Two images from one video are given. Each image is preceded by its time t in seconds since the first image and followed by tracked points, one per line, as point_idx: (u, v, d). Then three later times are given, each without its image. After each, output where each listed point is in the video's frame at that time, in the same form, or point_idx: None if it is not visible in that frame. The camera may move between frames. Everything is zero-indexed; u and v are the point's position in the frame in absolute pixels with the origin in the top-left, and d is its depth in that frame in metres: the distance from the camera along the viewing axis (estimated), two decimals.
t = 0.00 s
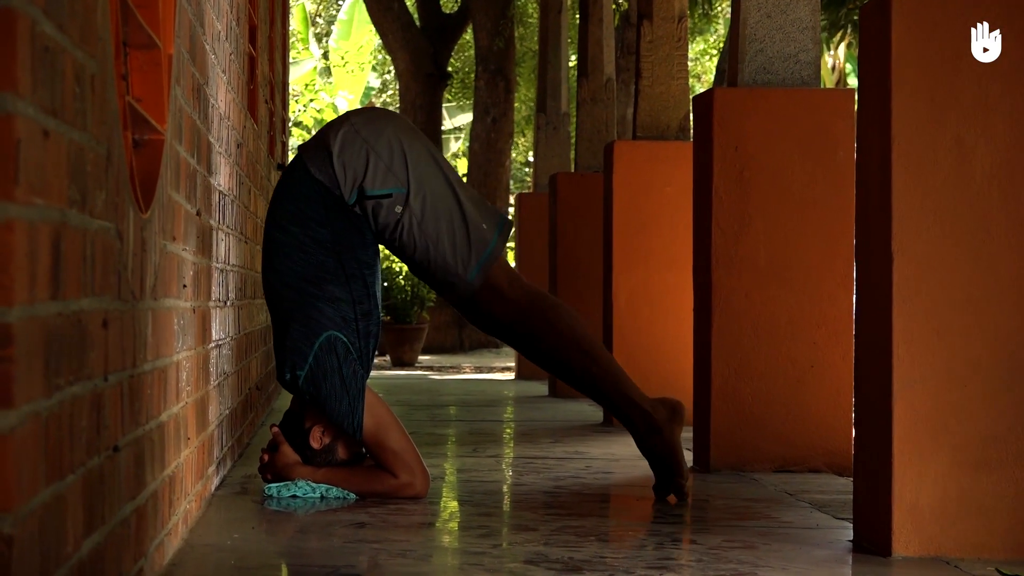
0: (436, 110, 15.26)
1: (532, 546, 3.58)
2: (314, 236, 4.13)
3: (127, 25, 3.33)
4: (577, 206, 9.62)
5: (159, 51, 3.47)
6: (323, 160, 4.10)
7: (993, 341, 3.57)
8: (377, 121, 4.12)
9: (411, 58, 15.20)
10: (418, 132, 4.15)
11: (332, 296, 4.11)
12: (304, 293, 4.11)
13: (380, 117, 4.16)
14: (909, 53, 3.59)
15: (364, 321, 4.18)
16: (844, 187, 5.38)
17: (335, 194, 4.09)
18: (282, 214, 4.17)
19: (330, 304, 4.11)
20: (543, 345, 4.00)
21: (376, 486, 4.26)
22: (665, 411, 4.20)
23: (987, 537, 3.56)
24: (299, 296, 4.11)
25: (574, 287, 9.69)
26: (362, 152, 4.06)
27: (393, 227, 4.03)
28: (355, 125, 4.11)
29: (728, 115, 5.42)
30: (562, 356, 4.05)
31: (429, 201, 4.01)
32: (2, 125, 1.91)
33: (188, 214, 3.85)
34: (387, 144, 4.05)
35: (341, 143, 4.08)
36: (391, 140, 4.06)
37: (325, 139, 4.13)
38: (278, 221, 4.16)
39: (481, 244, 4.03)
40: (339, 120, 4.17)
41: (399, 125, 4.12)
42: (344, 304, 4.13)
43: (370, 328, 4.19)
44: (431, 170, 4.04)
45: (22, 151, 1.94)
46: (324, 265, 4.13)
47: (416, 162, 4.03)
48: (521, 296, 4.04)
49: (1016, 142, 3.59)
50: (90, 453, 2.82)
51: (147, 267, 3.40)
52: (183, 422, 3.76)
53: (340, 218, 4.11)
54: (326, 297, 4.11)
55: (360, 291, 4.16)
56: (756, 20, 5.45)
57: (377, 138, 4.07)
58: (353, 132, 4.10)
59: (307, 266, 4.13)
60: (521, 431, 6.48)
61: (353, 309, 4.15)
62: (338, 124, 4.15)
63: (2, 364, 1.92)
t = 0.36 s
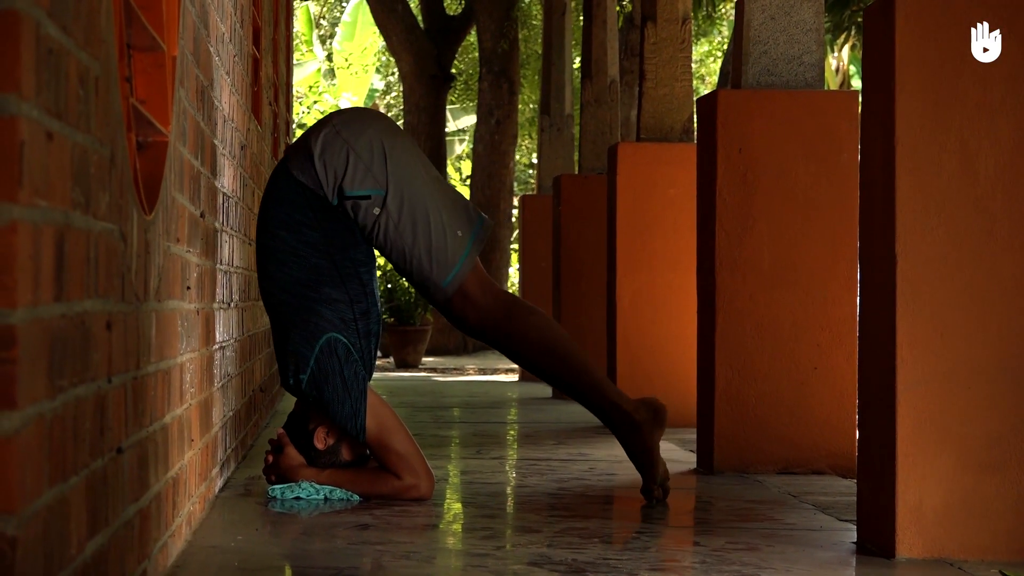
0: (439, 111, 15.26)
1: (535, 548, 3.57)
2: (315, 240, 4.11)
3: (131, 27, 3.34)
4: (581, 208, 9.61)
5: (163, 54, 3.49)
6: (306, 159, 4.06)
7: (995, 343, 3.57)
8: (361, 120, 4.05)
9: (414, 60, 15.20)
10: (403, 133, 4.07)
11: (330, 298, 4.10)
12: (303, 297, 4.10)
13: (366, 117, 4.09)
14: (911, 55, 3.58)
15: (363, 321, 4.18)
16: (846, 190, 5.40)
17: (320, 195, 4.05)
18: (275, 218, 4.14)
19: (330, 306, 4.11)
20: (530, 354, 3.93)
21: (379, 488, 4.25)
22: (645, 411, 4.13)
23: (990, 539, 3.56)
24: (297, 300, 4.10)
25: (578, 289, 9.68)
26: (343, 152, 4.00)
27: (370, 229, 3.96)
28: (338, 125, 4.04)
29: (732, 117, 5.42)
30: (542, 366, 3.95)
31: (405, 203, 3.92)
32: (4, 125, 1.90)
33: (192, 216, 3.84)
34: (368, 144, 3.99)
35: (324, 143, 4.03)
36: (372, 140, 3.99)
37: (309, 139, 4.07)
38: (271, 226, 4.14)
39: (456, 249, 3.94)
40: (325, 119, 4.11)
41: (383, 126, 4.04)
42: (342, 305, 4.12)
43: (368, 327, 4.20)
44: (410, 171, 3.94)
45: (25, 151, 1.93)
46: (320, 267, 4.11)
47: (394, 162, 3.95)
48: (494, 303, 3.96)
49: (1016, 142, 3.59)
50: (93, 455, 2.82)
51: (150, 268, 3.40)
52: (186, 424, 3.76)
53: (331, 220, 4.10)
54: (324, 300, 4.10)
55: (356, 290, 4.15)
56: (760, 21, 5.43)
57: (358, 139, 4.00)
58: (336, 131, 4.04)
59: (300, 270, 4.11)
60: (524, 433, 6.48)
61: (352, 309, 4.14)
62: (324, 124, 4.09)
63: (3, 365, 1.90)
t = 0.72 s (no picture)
0: (441, 113, 15.27)
1: (538, 550, 3.57)
2: (321, 241, 4.11)
3: (133, 30, 3.35)
4: (583, 210, 9.61)
5: (165, 55, 3.49)
6: (306, 149, 4.13)
7: (996, 345, 3.57)
8: (364, 122, 4.09)
9: (416, 62, 15.21)
10: (403, 140, 4.11)
11: (332, 300, 4.09)
12: (305, 300, 4.10)
13: (370, 119, 4.13)
14: (911, 56, 3.58)
15: (367, 323, 4.12)
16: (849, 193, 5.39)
17: (318, 194, 4.11)
18: (282, 220, 4.16)
19: (333, 309, 4.08)
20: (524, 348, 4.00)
21: (382, 490, 4.26)
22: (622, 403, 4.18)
23: (991, 540, 3.56)
24: (298, 303, 4.10)
25: (580, 291, 9.67)
26: (339, 152, 4.05)
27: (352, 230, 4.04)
28: (340, 123, 4.09)
29: (736, 118, 5.42)
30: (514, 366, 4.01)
31: (388, 213, 3.98)
32: (6, 127, 1.89)
33: (193, 217, 3.84)
34: (366, 147, 4.03)
35: (324, 139, 4.09)
36: (369, 142, 4.04)
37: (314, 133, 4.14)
38: (272, 229, 4.17)
39: (426, 267, 3.98)
40: (332, 115, 4.16)
41: (384, 130, 4.09)
42: (345, 308, 4.09)
43: (373, 329, 4.14)
44: (400, 183, 4.00)
45: (27, 153, 1.92)
46: (322, 270, 4.11)
47: (385, 169, 3.99)
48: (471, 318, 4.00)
49: (1016, 143, 3.59)
50: (95, 457, 2.82)
51: (152, 269, 3.40)
52: (188, 426, 3.76)
53: (330, 222, 4.11)
54: (326, 302, 4.09)
55: (359, 291, 4.11)
56: (762, 23, 5.46)
57: (356, 140, 4.05)
58: (338, 127, 4.10)
59: (301, 272, 4.11)
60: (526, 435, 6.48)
61: (355, 311, 4.10)
62: (330, 119, 4.15)
63: (5, 366, 1.90)
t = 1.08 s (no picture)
0: (443, 117, 15.28)
1: (540, 554, 3.57)
2: (326, 246, 4.11)
3: (135, 34, 3.35)
4: (586, 215, 9.61)
5: (168, 60, 3.49)
6: (314, 149, 4.18)
7: (998, 347, 3.57)
8: (374, 129, 4.14)
9: (418, 66, 15.22)
10: (410, 153, 4.14)
11: (336, 306, 4.08)
12: (308, 304, 4.10)
13: (383, 128, 4.18)
14: (913, 58, 3.58)
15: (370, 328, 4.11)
16: (850, 196, 5.39)
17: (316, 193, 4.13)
18: (287, 223, 4.17)
19: (335, 316, 4.08)
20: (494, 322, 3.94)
21: (384, 494, 4.26)
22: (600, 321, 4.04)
23: (993, 544, 3.56)
24: (301, 308, 4.10)
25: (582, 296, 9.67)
26: (343, 154, 4.09)
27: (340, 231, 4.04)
28: (350, 126, 4.14)
29: (739, 122, 5.43)
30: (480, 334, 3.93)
31: (375, 216, 3.99)
32: (9, 132, 1.88)
33: (195, 222, 3.83)
34: (369, 152, 4.07)
35: (332, 140, 4.13)
36: (374, 147, 4.07)
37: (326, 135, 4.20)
38: (277, 231, 4.17)
39: (402, 274, 3.95)
40: (347, 120, 4.22)
41: (394, 140, 4.13)
42: (347, 313, 4.08)
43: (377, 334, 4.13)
44: (394, 189, 4.01)
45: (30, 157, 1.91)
46: (325, 274, 4.10)
47: (384, 175, 4.01)
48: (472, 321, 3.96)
49: (1016, 143, 3.60)
50: (97, 461, 2.82)
51: (154, 274, 3.40)
52: (190, 430, 3.76)
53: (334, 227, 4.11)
54: (329, 308, 4.08)
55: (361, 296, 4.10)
56: (764, 26, 5.44)
57: (361, 142, 4.09)
58: (347, 131, 4.14)
59: (307, 276, 4.11)
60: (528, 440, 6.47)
61: (358, 317, 4.09)
62: (343, 123, 4.20)
63: (7, 371, 1.88)
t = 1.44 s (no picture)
0: (443, 120, 15.29)
1: (540, 558, 3.57)
2: (334, 250, 4.12)
3: (135, 37, 3.36)
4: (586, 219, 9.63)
5: (167, 64, 3.49)
6: (324, 152, 4.20)
7: (998, 351, 3.56)
8: (385, 135, 4.17)
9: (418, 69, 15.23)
10: (420, 160, 4.19)
11: (342, 310, 4.08)
12: (314, 308, 4.09)
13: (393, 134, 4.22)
14: (913, 61, 3.58)
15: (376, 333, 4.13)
16: (850, 199, 5.39)
17: (326, 197, 4.16)
18: (294, 226, 4.18)
19: (339, 320, 4.08)
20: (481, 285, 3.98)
21: (386, 498, 4.26)
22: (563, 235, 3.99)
23: (994, 548, 3.56)
24: (308, 311, 4.10)
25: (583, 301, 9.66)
26: (355, 159, 4.12)
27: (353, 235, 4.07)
28: (362, 131, 4.18)
29: (738, 126, 5.42)
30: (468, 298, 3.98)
31: (388, 223, 4.03)
32: (9, 135, 1.89)
33: (195, 226, 3.84)
34: (382, 158, 4.11)
35: (343, 144, 4.16)
36: (386, 153, 4.11)
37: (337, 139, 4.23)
38: (284, 235, 4.18)
39: (414, 280, 3.99)
40: (358, 124, 4.25)
41: (404, 146, 4.18)
42: (354, 319, 4.09)
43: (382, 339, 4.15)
44: (407, 198, 4.06)
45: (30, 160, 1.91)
46: (332, 279, 4.10)
47: (397, 182, 4.06)
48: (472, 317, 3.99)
49: (1017, 144, 3.60)
50: (97, 466, 2.82)
51: (154, 277, 3.41)
52: (190, 434, 3.76)
53: (341, 231, 4.13)
54: (335, 312, 4.08)
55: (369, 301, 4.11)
56: (764, 31, 5.45)
57: (374, 148, 4.12)
58: (358, 135, 4.17)
59: (314, 281, 4.11)
60: (529, 444, 6.48)
61: (363, 321, 4.10)
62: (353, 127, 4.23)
63: (6, 375, 1.88)
